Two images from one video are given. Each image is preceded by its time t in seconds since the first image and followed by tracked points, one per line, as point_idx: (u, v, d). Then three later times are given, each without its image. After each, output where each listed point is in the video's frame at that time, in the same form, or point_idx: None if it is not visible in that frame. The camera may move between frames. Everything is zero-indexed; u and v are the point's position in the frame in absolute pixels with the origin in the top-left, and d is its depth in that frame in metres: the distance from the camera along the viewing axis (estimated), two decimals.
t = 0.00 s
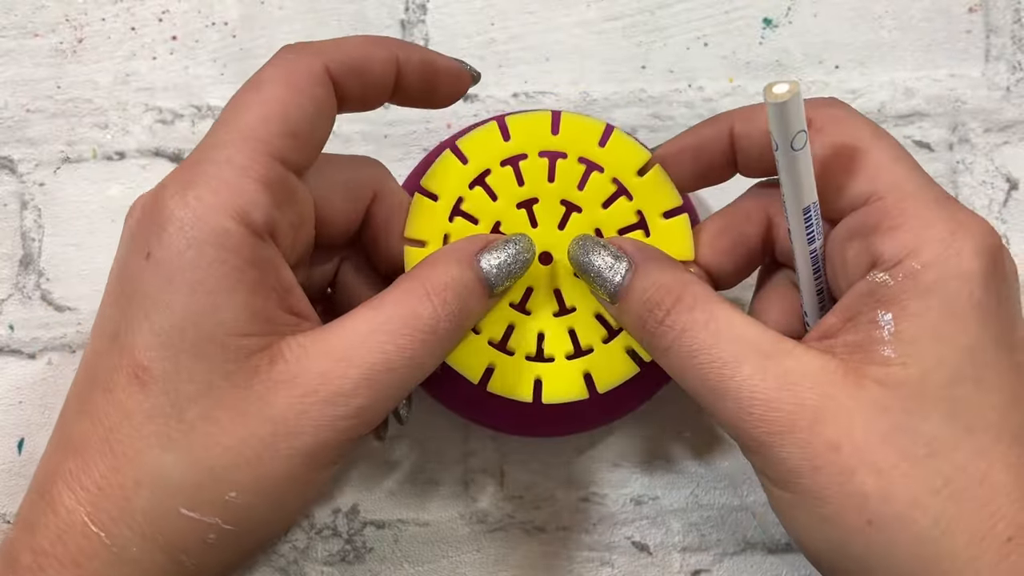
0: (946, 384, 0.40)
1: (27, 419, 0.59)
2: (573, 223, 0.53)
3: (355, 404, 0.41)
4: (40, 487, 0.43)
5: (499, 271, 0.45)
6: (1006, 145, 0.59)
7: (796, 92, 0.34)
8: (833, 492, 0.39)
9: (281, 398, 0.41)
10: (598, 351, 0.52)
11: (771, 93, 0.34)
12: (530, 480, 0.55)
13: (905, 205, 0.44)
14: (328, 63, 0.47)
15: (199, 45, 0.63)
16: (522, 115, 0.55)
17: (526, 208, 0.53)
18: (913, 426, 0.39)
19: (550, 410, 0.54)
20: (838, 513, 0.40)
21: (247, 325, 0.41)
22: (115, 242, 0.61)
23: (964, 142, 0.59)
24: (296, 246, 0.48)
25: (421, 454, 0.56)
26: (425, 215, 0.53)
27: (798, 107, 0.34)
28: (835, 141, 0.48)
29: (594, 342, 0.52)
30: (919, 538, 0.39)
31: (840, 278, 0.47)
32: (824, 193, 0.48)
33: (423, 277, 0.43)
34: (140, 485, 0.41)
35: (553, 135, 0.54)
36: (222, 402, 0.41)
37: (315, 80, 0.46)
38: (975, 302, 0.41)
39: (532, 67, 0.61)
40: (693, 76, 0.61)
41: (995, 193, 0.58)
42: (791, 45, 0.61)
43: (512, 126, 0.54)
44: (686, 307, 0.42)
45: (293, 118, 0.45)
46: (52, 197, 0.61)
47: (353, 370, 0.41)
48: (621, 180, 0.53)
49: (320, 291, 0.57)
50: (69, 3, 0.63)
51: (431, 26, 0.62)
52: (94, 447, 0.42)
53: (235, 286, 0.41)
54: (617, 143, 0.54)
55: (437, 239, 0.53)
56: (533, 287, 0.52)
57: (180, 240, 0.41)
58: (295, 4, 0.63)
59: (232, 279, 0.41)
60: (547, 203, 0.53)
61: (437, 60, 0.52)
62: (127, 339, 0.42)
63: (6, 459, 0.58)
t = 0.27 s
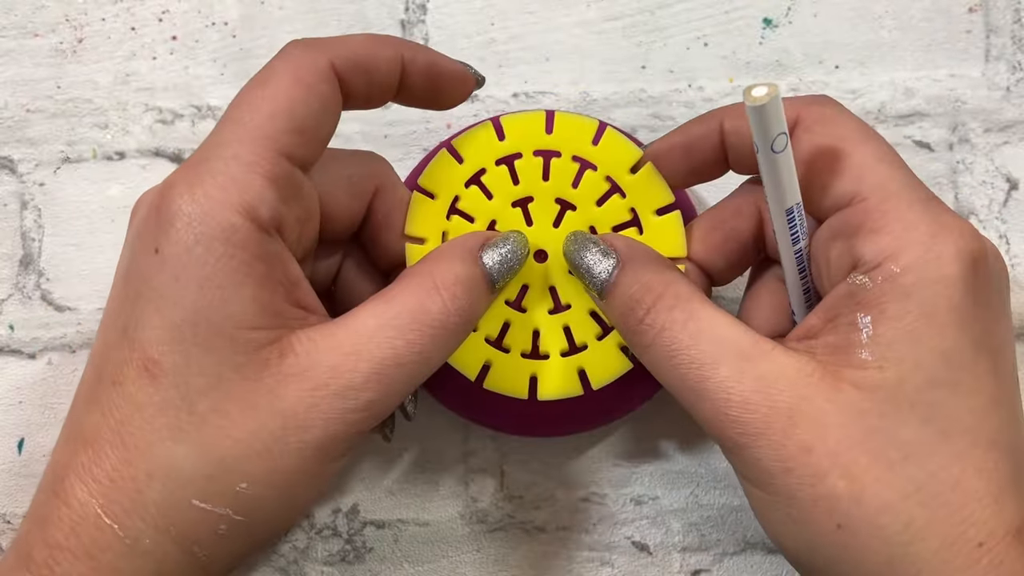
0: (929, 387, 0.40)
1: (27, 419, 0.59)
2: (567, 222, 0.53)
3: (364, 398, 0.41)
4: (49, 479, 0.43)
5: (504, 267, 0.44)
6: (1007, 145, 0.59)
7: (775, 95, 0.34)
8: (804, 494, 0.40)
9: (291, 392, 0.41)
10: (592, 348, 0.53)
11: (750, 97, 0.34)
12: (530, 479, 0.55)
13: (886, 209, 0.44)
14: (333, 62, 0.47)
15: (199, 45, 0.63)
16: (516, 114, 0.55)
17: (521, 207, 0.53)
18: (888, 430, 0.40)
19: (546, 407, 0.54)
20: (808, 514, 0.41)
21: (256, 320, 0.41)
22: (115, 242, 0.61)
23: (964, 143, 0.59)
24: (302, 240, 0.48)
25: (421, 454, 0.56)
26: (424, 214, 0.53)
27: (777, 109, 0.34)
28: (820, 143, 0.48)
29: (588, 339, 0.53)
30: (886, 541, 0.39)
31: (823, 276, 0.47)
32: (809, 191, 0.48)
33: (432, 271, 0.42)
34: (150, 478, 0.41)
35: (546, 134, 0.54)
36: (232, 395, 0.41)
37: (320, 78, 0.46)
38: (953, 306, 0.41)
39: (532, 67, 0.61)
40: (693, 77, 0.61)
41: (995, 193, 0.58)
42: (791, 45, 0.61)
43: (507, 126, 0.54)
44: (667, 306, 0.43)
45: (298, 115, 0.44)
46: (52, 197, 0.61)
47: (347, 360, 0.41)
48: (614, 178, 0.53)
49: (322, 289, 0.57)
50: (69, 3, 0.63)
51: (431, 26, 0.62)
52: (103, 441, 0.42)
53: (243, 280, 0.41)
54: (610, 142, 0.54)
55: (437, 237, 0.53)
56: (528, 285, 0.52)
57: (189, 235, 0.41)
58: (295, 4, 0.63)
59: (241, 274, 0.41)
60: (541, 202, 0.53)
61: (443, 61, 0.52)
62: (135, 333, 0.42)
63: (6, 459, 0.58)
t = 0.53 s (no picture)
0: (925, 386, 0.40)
1: (27, 419, 0.59)
2: (569, 221, 0.53)
3: (376, 395, 0.41)
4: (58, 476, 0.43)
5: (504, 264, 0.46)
6: (1006, 145, 0.59)
7: (772, 93, 0.34)
8: (798, 490, 0.41)
9: (302, 388, 0.41)
10: (594, 347, 0.53)
11: (747, 95, 0.34)
12: (530, 479, 0.55)
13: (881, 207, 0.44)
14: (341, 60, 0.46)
15: (199, 45, 0.63)
16: (518, 114, 0.55)
17: (523, 206, 0.53)
18: (882, 428, 0.40)
19: (549, 407, 0.54)
20: (803, 510, 0.41)
21: (267, 317, 0.41)
22: (115, 241, 0.61)
23: (964, 142, 0.59)
24: (312, 238, 0.48)
25: (421, 454, 0.56)
26: (425, 213, 0.53)
27: (774, 108, 0.34)
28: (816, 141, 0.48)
29: (590, 337, 0.53)
30: (880, 538, 0.40)
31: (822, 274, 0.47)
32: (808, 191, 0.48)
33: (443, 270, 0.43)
34: (162, 477, 0.41)
35: (549, 133, 0.54)
36: (243, 392, 0.41)
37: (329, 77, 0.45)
38: (950, 305, 0.41)
39: (532, 67, 0.61)
40: (692, 76, 0.61)
41: (995, 193, 0.58)
42: (791, 45, 0.61)
43: (509, 125, 0.54)
44: (662, 304, 0.43)
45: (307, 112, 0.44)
46: (52, 197, 0.61)
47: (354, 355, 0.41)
48: (616, 177, 0.53)
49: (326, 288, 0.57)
50: (69, 3, 0.63)
51: (431, 26, 0.62)
52: (112, 438, 0.42)
53: (254, 279, 0.41)
54: (612, 141, 0.54)
55: (440, 236, 0.53)
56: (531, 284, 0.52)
57: (200, 234, 0.41)
58: (295, 4, 0.63)
59: (251, 272, 0.41)
60: (543, 201, 0.53)
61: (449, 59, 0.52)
62: (145, 331, 0.42)
63: (6, 459, 0.58)
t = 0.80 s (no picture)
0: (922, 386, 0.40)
1: (27, 419, 0.59)
2: (568, 221, 0.53)
3: (378, 394, 0.41)
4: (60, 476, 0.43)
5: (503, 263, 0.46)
6: (1006, 145, 0.59)
7: (763, 93, 0.34)
8: (789, 489, 0.41)
9: (305, 387, 0.41)
10: (594, 346, 0.53)
11: (739, 95, 0.34)
12: (529, 479, 0.55)
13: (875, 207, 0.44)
14: (343, 62, 0.46)
15: (199, 45, 0.63)
16: (517, 114, 0.55)
17: (522, 206, 0.53)
18: (873, 427, 0.40)
19: (548, 406, 0.54)
20: (793, 509, 0.41)
21: (269, 316, 0.41)
22: (115, 241, 0.61)
23: (964, 142, 0.59)
24: (314, 237, 0.48)
25: (421, 455, 0.56)
26: (424, 214, 0.53)
27: (766, 107, 0.34)
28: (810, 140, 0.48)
29: (590, 337, 0.53)
30: (870, 537, 0.40)
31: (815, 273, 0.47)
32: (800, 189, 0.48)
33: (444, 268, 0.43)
34: (163, 474, 0.41)
35: (547, 134, 0.54)
36: (246, 391, 0.41)
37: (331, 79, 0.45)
38: (942, 304, 0.41)
39: (532, 68, 0.61)
40: (692, 76, 0.61)
41: (995, 193, 0.58)
42: (791, 45, 0.61)
43: (508, 126, 0.54)
44: (656, 302, 0.43)
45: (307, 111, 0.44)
46: (52, 197, 0.61)
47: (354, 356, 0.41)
48: (614, 177, 0.53)
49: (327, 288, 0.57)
50: (69, 3, 0.63)
51: (431, 26, 0.62)
52: (115, 436, 0.42)
53: (257, 278, 0.41)
54: (611, 141, 0.54)
55: (441, 236, 0.53)
56: (531, 283, 0.52)
57: (203, 233, 0.41)
58: (296, 5, 0.63)
59: (254, 271, 0.41)
60: (542, 201, 0.53)
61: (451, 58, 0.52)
62: (147, 330, 0.42)
63: (6, 459, 0.58)
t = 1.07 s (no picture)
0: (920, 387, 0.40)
1: (27, 419, 0.59)
2: (568, 219, 0.53)
3: (383, 395, 0.41)
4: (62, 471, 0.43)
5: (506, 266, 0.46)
6: (1006, 145, 0.59)
7: (754, 92, 0.34)
8: (780, 490, 0.41)
9: (310, 389, 0.41)
10: (595, 346, 0.53)
11: (730, 94, 0.34)
12: (529, 479, 0.55)
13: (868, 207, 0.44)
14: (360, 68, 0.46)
15: (199, 45, 0.63)
16: (516, 115, 0.55)
17: (522, 205, 0.53)
18: (863, 429, 0.40)
19: (548, 406, 0.54)
20: (784, 509, 0.41)
21: (276, 318, 0.41)
22: (115, 241, 0.61)
23: (964, 142, 0.59)
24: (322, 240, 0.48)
25: (421, 455, 0.56)
26: (425, 215, 0.53)
27: (758, 106, 0.35)
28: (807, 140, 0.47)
29: (591, 336, 0.53)
30: (860, 537, 0.40)
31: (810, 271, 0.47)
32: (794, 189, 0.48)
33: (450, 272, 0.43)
34: (166, 471, 0.41)
35: (545, 134, 0.54)
36: (252, 391, 0.41)
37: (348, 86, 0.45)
38: (933, 306, 0.41)
39: (532, 68, 0.61)
40: (693, 77, 0.61)
41: (995, 193, 0.58)
42: (791, 45, 0.61)
43: (507, 127, 0.54)
44: (650, 302, 0.43)
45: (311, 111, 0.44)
46: (52, 197, 0.61)
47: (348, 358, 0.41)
48: (613, 176, 0.54)
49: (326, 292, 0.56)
50: (69, 3, 0.63)
51: (431, 26, 0.62)
52: (119, 432, 0.42)
53: (268, 279, 0.41)
54: (609, 141, 0.54)
55: (440, 238, 0.53)
56: (532, 282, 0.52)
57: (216, 233, 0.41)
58: (295, 5, 0.63)
59: (265, 273, 0.41)
60: (542, 200, 0.53)
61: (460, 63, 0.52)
62: (155, 329, 0.42)
63: (6, 459, 0.58)
